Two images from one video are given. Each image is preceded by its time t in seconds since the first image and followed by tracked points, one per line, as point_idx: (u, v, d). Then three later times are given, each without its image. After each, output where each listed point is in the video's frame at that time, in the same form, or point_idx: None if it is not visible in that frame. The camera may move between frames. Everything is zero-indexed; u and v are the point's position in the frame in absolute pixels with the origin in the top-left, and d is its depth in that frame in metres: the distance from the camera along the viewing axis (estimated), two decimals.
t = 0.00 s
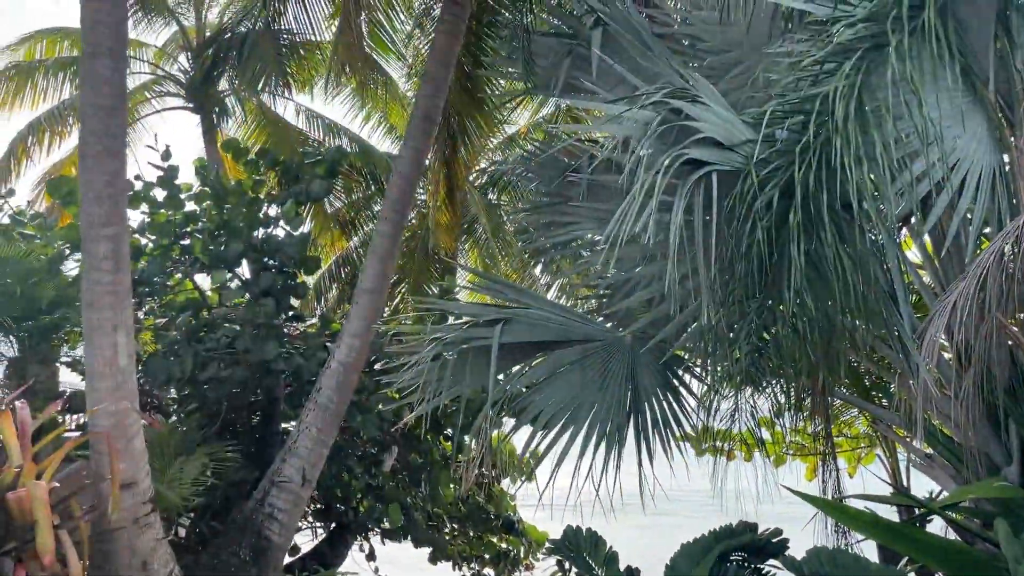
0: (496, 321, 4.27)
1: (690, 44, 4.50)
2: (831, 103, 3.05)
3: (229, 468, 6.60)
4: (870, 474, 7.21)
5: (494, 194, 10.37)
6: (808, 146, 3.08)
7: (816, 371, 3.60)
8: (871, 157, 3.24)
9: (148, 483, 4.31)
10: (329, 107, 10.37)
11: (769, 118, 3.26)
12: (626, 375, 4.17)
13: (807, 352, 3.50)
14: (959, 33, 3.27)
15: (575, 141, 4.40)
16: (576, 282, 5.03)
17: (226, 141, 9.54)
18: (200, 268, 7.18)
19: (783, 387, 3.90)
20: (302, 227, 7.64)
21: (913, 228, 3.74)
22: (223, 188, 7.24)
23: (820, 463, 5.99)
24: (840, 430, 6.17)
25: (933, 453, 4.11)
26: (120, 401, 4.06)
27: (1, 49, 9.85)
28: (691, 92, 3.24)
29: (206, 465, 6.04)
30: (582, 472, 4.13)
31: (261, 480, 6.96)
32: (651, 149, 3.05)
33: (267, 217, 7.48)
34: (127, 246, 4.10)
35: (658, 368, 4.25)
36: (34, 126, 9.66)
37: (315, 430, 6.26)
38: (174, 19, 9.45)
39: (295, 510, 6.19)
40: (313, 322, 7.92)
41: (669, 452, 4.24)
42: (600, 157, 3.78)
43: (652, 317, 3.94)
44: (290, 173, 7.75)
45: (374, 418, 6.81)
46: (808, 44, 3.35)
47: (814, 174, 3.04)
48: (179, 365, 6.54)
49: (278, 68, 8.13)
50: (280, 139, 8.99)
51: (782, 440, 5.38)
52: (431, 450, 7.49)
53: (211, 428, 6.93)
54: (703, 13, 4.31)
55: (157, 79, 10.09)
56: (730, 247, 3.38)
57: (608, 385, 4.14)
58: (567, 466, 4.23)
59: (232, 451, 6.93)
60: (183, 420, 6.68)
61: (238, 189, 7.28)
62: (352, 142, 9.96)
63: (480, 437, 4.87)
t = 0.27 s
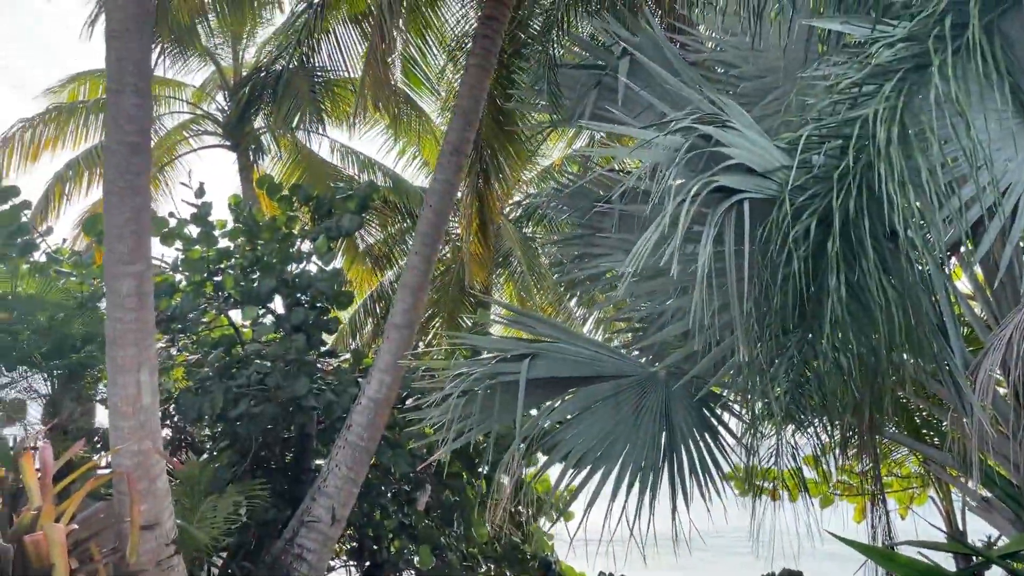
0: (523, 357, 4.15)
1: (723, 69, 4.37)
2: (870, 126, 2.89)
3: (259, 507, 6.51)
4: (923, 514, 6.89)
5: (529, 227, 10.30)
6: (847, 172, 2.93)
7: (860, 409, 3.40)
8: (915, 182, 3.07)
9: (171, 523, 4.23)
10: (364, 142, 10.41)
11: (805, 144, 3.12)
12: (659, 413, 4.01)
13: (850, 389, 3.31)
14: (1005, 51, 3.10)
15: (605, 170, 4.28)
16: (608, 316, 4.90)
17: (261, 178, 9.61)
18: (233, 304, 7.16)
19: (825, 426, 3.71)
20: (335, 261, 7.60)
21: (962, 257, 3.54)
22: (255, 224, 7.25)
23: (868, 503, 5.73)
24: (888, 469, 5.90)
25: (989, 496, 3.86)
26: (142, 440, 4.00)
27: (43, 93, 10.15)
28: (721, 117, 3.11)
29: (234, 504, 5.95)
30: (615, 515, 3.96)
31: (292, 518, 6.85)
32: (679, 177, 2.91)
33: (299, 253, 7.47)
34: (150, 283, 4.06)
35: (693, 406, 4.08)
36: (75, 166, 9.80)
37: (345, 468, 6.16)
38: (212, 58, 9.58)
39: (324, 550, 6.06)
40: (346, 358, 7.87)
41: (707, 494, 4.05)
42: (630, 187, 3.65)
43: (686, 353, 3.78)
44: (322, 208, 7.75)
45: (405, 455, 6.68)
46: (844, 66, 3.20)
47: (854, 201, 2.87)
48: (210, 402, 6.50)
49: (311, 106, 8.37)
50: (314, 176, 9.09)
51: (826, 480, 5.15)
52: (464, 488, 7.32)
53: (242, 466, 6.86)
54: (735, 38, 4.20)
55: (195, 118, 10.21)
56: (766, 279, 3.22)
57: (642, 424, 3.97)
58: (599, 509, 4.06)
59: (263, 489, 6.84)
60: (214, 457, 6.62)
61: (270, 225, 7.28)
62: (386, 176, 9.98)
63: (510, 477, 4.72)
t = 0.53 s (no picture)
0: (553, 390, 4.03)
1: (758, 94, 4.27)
2: (912, 148, 2.74)
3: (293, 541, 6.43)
4: (979, 556, 6.57)
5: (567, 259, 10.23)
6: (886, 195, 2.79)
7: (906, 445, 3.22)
8: (959, 207, 2.92)
9: (199, 557, 4.16)
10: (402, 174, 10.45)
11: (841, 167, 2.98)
12: (695, 449, 3.84)
13: (896, 425, 3.14)
14: None
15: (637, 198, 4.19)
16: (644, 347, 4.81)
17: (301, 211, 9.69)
18: (269, 335, 7.17)
19: (870, 463, 3.52)
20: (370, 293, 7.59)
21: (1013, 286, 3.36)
22: (293, 256, 7.28)
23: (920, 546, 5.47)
24: (941, 509, 5.64)
25: None
26: (170, 472, 3.95)
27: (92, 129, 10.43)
28: (752, 141, 3.00)
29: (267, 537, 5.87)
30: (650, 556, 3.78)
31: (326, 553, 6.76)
32: (710, 202, 2.80)
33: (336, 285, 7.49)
34: (180, 313, 4.04)
35: (731, 442, 3.91)
36: (120, 202, 9.96)
37: (378, 501, 6.06)
38: (254, 94, 9.72)
39: None
40: (382, 390, 7.82)
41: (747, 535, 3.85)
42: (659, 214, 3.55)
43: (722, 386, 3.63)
44: (359, 240, 7.77)
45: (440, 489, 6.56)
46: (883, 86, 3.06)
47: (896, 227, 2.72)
48: (244, 434, 6.47)
49: (351, 138, 8.13)
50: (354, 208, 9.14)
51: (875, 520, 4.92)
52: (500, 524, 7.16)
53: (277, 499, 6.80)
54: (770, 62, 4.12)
55: (238, 153, 10.36)
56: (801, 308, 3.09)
57: (676, 461, 3.80)
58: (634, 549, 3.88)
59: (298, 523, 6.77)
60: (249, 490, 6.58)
61: (307, 256, 7.30)
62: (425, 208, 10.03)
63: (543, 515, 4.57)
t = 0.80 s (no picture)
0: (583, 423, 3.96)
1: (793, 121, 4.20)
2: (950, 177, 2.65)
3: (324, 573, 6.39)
4: None
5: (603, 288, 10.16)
6: (925, 224, 2.69)
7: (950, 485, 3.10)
8: (1001, 238, 2.82)
9: None
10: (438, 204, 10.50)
11: (877, 195, 2.89)
12: (730, 486, 3.73)
13: (939, 464, 3.01)
14: None
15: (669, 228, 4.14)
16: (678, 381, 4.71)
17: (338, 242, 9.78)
18: (304, 365, 7.20)
19: (913, 503, 3.39)
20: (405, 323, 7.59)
21: None
22: (328, 286, 7.32)
23: None
24: (990, 547, 5.44)
25: None
26: (200, 504, 3.95)
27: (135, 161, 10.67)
28: (784, 170, 2.94)
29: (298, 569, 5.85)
30: None
31: None
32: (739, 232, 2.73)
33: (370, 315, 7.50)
34: (212, 344, 4.06)
35: (768, 479, 3.79)
36: (160, 233, 10.14)
37: (409, 534, 6.01)
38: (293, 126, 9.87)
39: None
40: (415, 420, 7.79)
41: None
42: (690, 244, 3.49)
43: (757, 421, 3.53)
44: (393, 270, 7.79)
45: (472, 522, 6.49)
46: (921, 113, 2.97)
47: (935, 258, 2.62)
48: (278, 465, 6.47)
49: (385, 168, 8.25)
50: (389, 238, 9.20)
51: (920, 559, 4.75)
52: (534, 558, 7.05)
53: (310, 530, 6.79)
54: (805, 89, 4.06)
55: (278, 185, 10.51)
56: (838, 341, 2.99)
57: (711, 497, 3.69)
58: None
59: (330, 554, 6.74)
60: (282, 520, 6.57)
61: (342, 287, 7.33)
62: (460, 238, 10.05)
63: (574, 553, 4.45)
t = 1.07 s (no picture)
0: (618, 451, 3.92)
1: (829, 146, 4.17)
2: (994, 204, 2.59)
3: None
4: None
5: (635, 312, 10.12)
6: (967, 250, 2.64)
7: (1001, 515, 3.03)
8: None
9: None
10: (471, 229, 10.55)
11: (918, 222, 2.85)
12: (768, 515, 3.65)
13: (985, 494, 2.94)
14: None
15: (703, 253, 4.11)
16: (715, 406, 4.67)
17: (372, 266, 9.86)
18: (338, 390, 7.24)
19: (960, 535, 3.30)
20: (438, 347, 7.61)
21: None
22: (362, 311, 7.37)
23: None
24: None
25: None
26: (237, 529, 3.99)
27: (174, 187, 10.85)
28: (822, 196, 2.91)
29: None
30: None
31: None
32: (776, 260, 2.70)
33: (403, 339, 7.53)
34: (249, 370, 4.09)
35: (807, 509, 3.70)
36: (198, 259, 10.30)
37: (443, 561, 6.00)
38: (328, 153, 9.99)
39: None
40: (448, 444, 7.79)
41: None
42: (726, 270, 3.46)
43: (796, 450, 3.48)
44: (427, 294, 7.83)
45: (505, 547, 6.46)
46: (964, 137, 2.91)
47: (978, 285, 2.56)
48: (312, 490, 6.51)
49: (417, 194, 8.42)
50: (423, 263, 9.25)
51: None
52: None
53: (344, 555, 6.80)
54: (841, 115, 4.02)
55: (313, 211, 10.63)
56: (879, 369, 2.94)
57: (749, 528, 3.60)
58: None
59: None
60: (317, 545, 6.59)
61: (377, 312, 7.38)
62: (492, 262, 10.09)
63: None
